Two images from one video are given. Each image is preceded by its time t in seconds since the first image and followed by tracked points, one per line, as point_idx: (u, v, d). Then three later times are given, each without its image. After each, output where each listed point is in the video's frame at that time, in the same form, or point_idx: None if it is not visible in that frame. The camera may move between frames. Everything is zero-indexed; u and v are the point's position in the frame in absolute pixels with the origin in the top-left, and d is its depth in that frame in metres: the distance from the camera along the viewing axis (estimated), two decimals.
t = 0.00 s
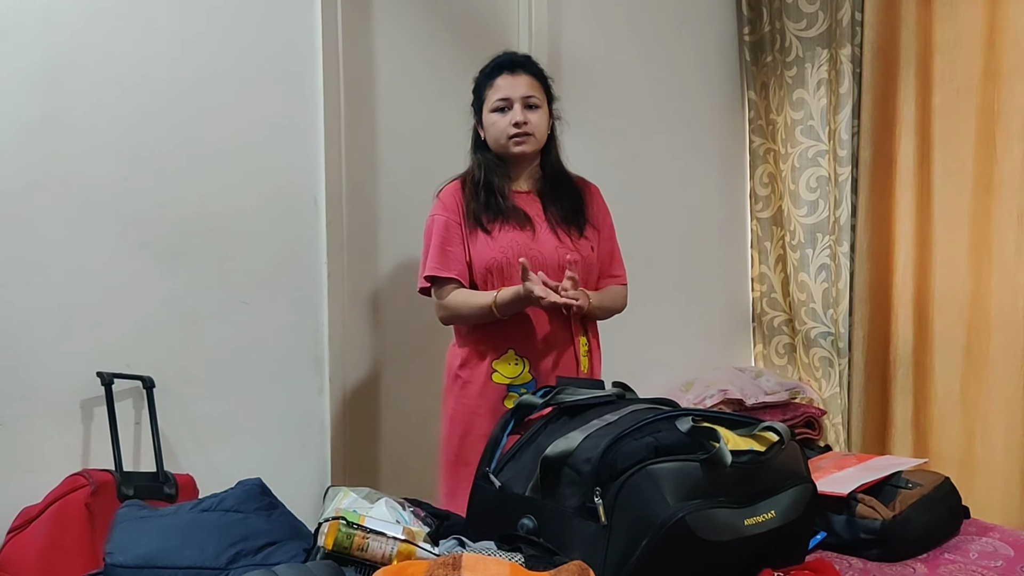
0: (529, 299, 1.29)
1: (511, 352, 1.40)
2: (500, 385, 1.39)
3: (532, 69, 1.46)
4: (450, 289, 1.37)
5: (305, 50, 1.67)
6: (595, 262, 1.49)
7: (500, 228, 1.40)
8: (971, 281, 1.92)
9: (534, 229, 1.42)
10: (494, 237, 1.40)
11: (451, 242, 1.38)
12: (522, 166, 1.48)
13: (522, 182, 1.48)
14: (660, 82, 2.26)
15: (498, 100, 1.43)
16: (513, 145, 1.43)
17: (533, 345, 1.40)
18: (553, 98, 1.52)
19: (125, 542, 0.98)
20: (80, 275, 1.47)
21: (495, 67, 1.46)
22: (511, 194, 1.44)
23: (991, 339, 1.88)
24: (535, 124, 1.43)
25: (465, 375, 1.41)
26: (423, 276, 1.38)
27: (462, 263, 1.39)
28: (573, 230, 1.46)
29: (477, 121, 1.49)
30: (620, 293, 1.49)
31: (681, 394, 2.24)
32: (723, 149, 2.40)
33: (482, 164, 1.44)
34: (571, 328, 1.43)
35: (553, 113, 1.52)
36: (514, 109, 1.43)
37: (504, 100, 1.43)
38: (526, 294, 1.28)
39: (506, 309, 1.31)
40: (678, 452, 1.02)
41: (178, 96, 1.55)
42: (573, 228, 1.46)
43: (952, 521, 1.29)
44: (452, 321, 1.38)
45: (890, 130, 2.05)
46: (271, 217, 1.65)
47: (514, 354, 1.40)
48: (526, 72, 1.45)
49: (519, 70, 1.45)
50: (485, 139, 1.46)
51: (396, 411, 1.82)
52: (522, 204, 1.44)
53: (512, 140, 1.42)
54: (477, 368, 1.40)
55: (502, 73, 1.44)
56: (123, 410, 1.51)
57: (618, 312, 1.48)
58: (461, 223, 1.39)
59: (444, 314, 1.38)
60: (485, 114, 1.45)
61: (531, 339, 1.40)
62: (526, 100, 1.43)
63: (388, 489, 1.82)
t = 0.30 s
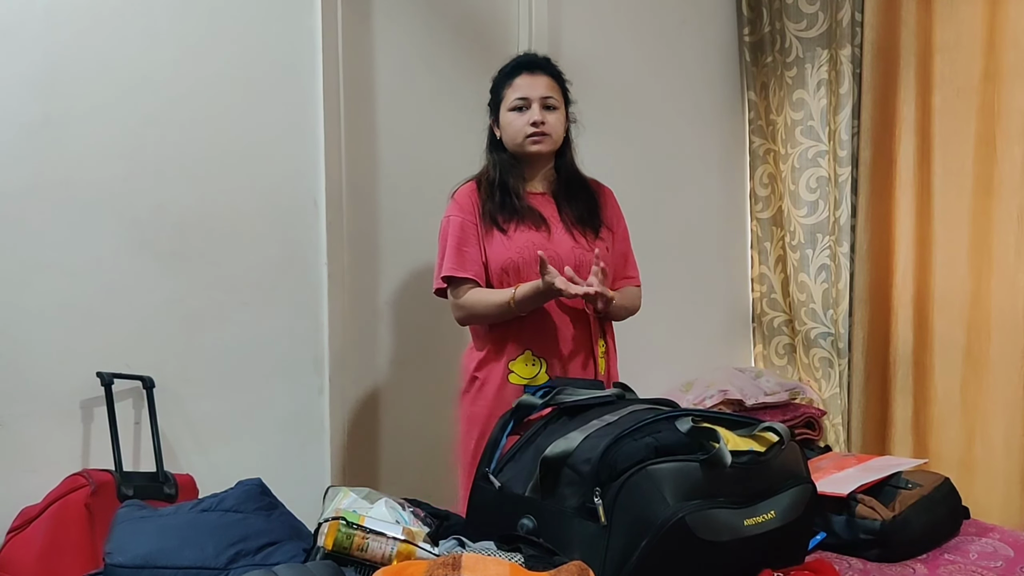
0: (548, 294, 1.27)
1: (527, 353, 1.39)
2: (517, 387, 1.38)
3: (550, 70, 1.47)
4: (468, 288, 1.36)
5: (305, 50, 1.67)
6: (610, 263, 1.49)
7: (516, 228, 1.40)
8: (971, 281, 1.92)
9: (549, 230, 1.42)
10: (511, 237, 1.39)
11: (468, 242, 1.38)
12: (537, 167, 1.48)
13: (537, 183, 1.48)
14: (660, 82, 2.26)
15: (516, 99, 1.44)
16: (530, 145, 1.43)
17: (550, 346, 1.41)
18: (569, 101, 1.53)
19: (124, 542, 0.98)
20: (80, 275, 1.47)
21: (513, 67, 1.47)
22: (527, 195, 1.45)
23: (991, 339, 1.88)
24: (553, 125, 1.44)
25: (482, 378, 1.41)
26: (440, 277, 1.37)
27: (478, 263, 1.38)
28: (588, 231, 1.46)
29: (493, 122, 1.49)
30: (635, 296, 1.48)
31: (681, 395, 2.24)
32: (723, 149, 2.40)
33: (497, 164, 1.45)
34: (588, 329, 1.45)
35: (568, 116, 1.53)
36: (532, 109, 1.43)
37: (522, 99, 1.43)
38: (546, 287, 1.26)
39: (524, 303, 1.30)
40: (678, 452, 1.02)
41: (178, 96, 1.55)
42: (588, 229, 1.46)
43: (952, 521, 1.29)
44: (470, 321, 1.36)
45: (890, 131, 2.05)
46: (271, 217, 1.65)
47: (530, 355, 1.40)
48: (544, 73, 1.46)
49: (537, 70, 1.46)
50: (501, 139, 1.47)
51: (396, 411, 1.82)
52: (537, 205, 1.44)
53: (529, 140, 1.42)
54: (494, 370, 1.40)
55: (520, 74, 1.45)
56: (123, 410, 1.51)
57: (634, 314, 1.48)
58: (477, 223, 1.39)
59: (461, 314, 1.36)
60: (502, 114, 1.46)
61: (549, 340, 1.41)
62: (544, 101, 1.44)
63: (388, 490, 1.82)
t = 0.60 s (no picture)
0: (560, 299, 1.27)
1: (543, 355, 1.39)
2: (533, 388, 1.39)
3: (572, 70, 1.48)
4: (484, 292, 1.36)
5: (306, 51, 1.67)
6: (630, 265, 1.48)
7: (535, 230, 1.39)
8: (972, 282, 1.92)
9: (568, 232, 1.41)
10: (529, 239, 1.39)
11: (485, 244, 1.38)
12: (558, 166, 1.48)
13: (558, 184, 1.48)
14: (660, 82, 2.26)
15: (537, 96, 1.44)
16: (553, 141, 1.43)
17: (568, 348, 1.40)
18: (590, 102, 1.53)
19: (124, 543, 0.98)
20: (80, 275, 1.47)
21: (535, 66, 1.47)
22: (547, 196, 1.45)
23: (992, 340, 1.88)
24: (574, 122, 1.44)
25: (498, 378, 1.41)
26: (458, 279, 1.37)
27: (496, 266, 1.38)
28: (608, 233, 1.45)
29: (514, 122, 1.50)
30: (655, 298, 1.47)
31: (682, 395, 2.24)
32: (723, 149, 2.40)
33: (517, 165, 1.45)
34: (606, 330, 1.43)
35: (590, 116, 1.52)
36: (553, 105, 1.43)
37: (544, 96, 1.43)
38: (557, 293, 1.26)
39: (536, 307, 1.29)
40: (678, 453, 1.02)
41: (178, 97, 1.55)
42: (608, 231, 1.45)
43: (952, 522, 1.30)
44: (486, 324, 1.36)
45: (890, 131, 2.05)
46: (271, 218, 1.65)
47: (547, 356, 1.39)
48: (566, 71, 1.47)
49: (559, 70, 1.47)
50: (522, 138, 1.47)
51: (396, 412, 1.82)
52: (557, 206, 1.44)
53: (551, 136, 1.42)
54: (510, 371, 1.40)
55: (542, 72, 1.46)
56: (123, 410, 1.51)
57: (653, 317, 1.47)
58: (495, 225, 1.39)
59: (478, 317, 1.36)
60: (524, 112, 1.46)
61: (566, 343, 1.40)
62: (565, 98, 1.44)
63: (388, 490, 1.82)
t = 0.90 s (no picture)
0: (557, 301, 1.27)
1: (539, 357, 1.39)
2: (528, 390, 1.38)
3: (576, 71, 1.47)
4: (480, 294, 1.36)
5: (306, 51, 1.67)
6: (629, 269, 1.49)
7: (536, 232, 1.39)
8: (972, 282, 1.92)
9: (569, 234, 1.41)
10: (529, 241, 1.39)
11: (486, 245, 1.37)
12: (562, 167, 1.48)
13: (561, 185, 1.48)
14: (660, 83, 2.26)
15: (539, 97, 1.43)
16: (552, 145, 1.43)
17: (563, 351, 1.40)
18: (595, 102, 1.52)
19: (124, 543, 0.98)
20: (80, 276, 1.47)
21: (539, 66, 1.47)
22: (548, 198, 1.45)
23: (991, 340, 1.88)
24: (575, 124, 1.43)
25: (494, 378, 1.41)
26: (456, 279, 1.37)
27: (495, 267, 1.38)
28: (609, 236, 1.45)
29: (516, 122, 1.49)
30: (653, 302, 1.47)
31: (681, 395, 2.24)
32: (723, 150, 2.40)
33: (519, 165, 1.45)
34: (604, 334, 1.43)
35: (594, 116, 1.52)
36: (554, 107, 1.43)
37: (545, 97, 1.43)
38: (552, 296, 1.26)
39: (531, 309, 1.30)
40: (678, 453, 1.02)
41: (179, 97, 1.55)
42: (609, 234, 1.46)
43: (952, 523, 1.30)
44: (480, 325, 1.37)
45: (890, 132, 2.05)
46: (271, 218, 1.65)
47: (542, 359, 1.39)
48: (570, 72, 1.46)
49: (563, 71, 1.46)
50: (524, 138, 1.47)
51: (397, 412, 1.82)
52: (558, 208, 1.44)
53: (551, 139, 1.43)
54: (505, 371, 1.40)
55: (545, 73, 1.45)
56: (123, 410, 1.51)
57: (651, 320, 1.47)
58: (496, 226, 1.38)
59: (473, 318, 1.37)
60: (525, 112, 1.46)
61: (563, 345, 1.40)
62: (567, 99, 1.44)
63: (388, 490, 1.82)
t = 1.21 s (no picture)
0: (536, 312, 1.28)
1: (515, 359, 1.38)
2: (504, 393, 1.36)
3: (551, 72, 1.45)
4: (453, 296, 1.35)
5: (306, 52, 1.67)
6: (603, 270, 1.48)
7: (509, 229, 1.38)
8: (971, 282, 1.92)
9: (542, 233, 1.40)
10: (503, 238, 1.37)
11: (457, 243, 1.36)
12: (533, 168, 1.47)
13: (532, 186, 1.48)
14: (660, 84, 2.26)
15: (511, 100, 1.42)
16: (522, 149, 1.42)
17: (538, 354, 1.39)
18: (569, 103, 1.51)
19: (124, 543, 0.98)
20: (80, 276, 1.47)
21: (513, 65, 1.45)
22: (520, 197, 1.44)
23: (991, 341, 1.88)
24: (547, 129, 1.43)
25: (467, 383, 1.39)
26: (427, 278, 1.35)
27: (467, 266, 1.37)
28: (582, 236, 1.44)
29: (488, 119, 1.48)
30: (623, 306, 1.47)
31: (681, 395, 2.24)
32: (723, 150, 2.40)
33: (491, 163, 1.44)
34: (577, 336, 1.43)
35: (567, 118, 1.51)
36: (527, 111, 1.42)
37: (517, 100, 1.42)
38: (535, 308, 1.27)
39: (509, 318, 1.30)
40: (678, 453, 1.02)
41: (179, 97, 1.55)
42: (582, 235, 1.45)
43: (952, 524, 1.30)
44: (453, 327, 1.35)
45: (890, 133, 2.05)
46: (271, 219, 1.65)
47: (519, 361, 1.38)
48: (545, 74, 1.44)
49: (538, 71, 1.44)
50: (495, 137, 1.46)
51: (397, 412, 1.82)
52: (531, 207, 1.43)
53: (521, 144, 1.41)
54: (480, 375, 1.38)
55: (519, 73, 1.43)
56: (123, 410, 1.51)
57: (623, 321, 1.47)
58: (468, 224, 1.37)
59: (445, 320, 1.36)
60: (497, 113, 1.45)
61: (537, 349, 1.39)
62: (540, 103, 1.42)
63: (388, 491, 1.82)
